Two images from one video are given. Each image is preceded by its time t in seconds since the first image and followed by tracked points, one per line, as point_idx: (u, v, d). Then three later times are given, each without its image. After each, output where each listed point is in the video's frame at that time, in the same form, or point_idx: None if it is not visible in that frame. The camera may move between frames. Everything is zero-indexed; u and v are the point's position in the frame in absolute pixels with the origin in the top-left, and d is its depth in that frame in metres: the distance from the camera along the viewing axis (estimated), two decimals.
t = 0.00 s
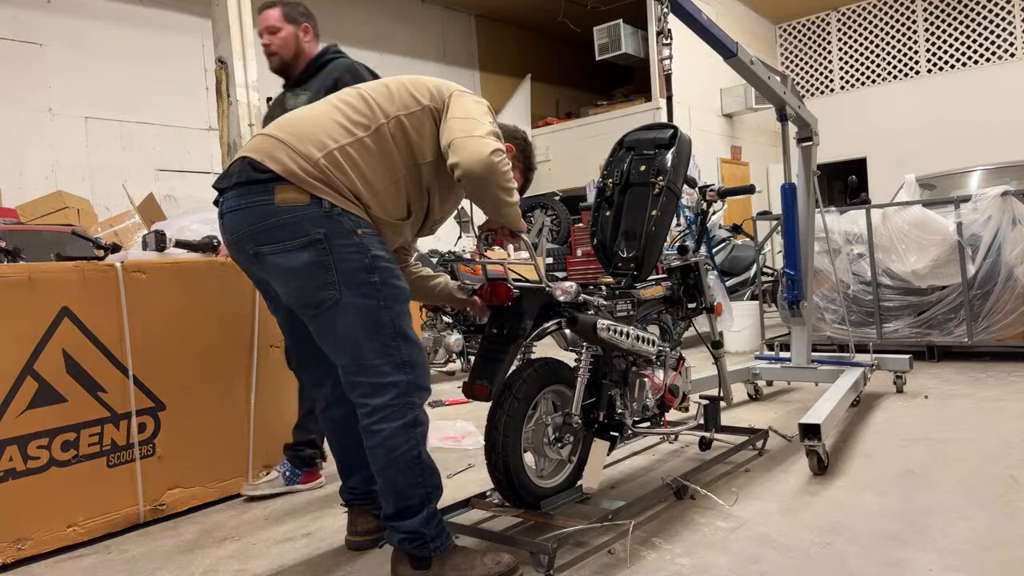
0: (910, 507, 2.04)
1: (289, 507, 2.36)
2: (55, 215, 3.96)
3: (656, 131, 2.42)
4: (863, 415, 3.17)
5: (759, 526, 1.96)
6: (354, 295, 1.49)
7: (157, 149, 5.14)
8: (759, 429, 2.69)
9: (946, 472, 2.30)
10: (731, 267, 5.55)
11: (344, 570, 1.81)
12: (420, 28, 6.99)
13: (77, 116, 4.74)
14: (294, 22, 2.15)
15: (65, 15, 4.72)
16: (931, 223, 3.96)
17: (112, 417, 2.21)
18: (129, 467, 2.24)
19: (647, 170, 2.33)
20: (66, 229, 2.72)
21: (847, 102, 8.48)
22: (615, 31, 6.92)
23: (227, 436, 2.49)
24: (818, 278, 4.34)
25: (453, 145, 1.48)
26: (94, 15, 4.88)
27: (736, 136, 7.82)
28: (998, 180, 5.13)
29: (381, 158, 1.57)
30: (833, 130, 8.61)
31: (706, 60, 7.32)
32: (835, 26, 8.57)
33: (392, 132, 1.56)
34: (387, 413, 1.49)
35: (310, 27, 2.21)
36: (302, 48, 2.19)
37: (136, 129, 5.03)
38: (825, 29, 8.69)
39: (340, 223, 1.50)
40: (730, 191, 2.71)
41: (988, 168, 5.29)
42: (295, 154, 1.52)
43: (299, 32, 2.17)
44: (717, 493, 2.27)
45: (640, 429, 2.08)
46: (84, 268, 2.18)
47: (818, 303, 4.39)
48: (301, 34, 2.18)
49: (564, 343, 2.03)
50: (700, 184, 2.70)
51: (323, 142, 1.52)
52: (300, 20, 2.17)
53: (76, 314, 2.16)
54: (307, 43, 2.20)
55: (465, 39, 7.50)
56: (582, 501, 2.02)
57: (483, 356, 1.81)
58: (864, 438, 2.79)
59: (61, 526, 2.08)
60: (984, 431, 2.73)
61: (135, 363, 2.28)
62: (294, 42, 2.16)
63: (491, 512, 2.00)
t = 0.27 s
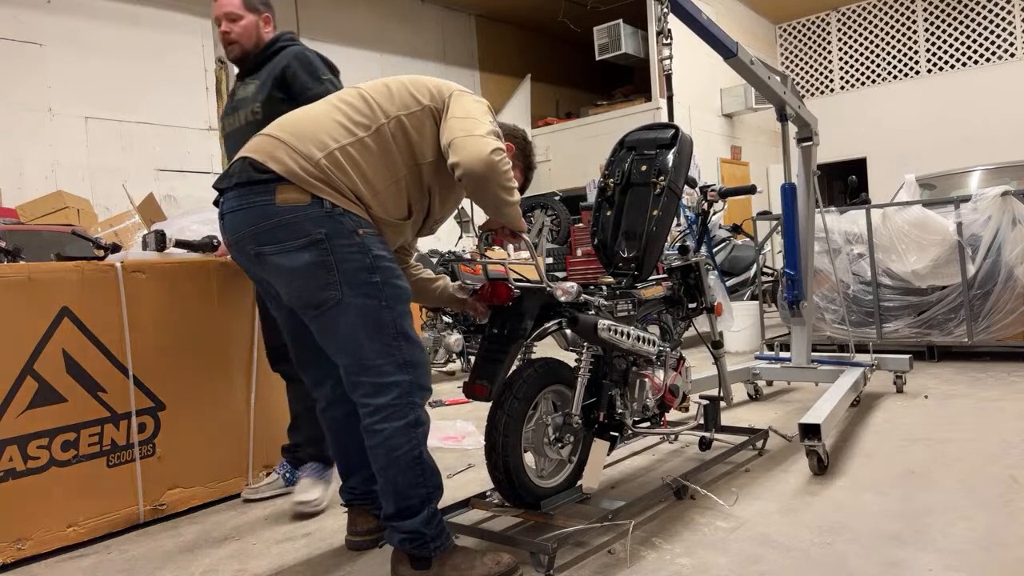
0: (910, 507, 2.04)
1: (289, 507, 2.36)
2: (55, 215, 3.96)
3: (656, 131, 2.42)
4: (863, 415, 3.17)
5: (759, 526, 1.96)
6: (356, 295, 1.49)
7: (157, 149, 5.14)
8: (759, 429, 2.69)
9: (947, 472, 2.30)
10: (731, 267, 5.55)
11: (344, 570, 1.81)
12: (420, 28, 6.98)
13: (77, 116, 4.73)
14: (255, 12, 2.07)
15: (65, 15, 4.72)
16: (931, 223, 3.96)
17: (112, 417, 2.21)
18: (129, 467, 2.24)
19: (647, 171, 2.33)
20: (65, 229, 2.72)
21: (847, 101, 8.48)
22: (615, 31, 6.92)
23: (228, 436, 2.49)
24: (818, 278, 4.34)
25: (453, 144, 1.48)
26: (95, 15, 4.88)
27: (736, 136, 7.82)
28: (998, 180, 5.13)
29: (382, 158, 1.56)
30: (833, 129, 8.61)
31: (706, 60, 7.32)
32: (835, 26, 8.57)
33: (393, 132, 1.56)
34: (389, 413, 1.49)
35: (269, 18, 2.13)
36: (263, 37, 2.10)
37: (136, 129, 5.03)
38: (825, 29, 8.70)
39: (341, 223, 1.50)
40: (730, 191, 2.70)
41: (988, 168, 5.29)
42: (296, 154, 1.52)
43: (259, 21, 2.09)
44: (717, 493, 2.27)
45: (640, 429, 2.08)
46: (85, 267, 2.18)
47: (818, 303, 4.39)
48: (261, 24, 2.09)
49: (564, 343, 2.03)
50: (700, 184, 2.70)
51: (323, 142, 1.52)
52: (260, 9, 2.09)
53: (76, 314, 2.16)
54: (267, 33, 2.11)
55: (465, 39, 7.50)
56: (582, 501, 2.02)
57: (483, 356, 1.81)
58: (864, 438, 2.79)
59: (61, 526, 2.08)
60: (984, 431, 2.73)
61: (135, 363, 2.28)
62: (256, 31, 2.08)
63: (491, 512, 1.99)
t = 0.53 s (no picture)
0: (910, 507, 2.04)
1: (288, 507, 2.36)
2: (55, 215, 3.96)
3: (656, 131, 2.42)
4: (863, 415, 3.17)
5: (759, 526, 1.96)
6: (356, 295, 1.49)
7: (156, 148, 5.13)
8: (759, 429, 2.69)
9: (947, 472, 2.30)
10: (731, 267, 5.55)
11: (344, 570, 1.81)
12: (420, 28, 6.98)
13: (77, 116, 4.73)
14: None
15: (65, 15, 4.71)
16: (931, 223, 3.97)
17: (112, 417, 2.21)
18: (129, 467, 2.24)
19: (647, 171, 2.33)
20: (65, 229, 2.72)
21: (847, 101, 8.48)
22: (615, 31, 6.92)
23: (227, 436, 2.48)
24: (818, 278, 4.34)
25: (454, 144, 1.48)
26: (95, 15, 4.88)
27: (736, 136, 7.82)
28: (998, 180, 5.13)
29: (382, 159, 1.56)
30: (833, 129, 8.61)
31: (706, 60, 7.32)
32: (835, 26, 8.57)
33: (393, 132, 1.56)
34: (389, 412, 1.49)
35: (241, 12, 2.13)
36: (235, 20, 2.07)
37: (136, 129, 5.03)
38: (825, 29, 8.70)
39: (341, 223, 1.50)
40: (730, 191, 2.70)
41: (988, 168, 5.29)
42: (297, 154, 1.52)
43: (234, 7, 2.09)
44: (717, 493, 2.27)
45: (640, 429, 2.08)
46: (84, 268, 2.18)
47: (818, 303, 4.39)
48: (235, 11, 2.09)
49: (564, 343, 2.03)
50: (700, 184, 2.70)
51: (324, 142, 1.52)
52: None
53: (76, 314, 2.16)
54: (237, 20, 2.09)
55: (465, 39, 7.49)
56: (582, 501, 2.02)
57: (483, 356, 1.81)
58: (864, 438, 2.79)
59: (61, 527, 2.08)
60: (984, 431, 2.73)
61: (135, 363, 2.28)
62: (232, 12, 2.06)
63: (491, 512, 1.99)
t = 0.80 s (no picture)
0: (910, 507, 2.04)
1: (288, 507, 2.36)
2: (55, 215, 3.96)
3: (656, 131, 2.41)
4: (863, 415, 3.17)
5: (759, 526, 1.96)
6: (357, 294, 1.49)
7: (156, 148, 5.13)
8: (758, 429, 2.69)
9: (947, 472, 2.30)
10: (731, 268, 5.55)
11: (344, 570, 1.81)
12: (420, 28, 6.98)
13: (76, 116, 4.74)
14: None
15: (65, 16, 4.71)
16: (931, 223, 3.97)
17: (112, 417, 2.21)
18: (129, 467, 2.24)
19: (647, 171, 2.33)
20: (65, 229, 2.72)
21: (847, 101, 8.48)
22: (615, 31, 6.92)
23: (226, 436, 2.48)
24: (818, 278, 4.34)
25: (455, 144, 1.48)
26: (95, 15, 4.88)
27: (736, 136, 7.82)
28: (998, 181, 5.13)
29: (383, 158, 1.57)
30: (832, 129, 8.61)
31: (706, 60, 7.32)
32: (835, 26, 8.57)
33: (394, 132, 1.56)
34: (390, 412, 1.49)
35: None
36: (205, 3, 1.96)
37: (136, 129, 5.03)
38: (825, 29, 8.69)
39: (342, 223, 1.50)
40: (730, 192, 2.70)
41: (988, 168, 5.29)
42: (298, 154, 1.52)
43: None
44: (717, 493, 2.27)
45: (640, 429, 2.08)
46: (84, 268, 2.19)
47: (818, 303, 4.39)
48: None
49: (564, 343, 2.03)
50: (700, 184, 2.70)
51: (325, 142, 1.52)
52: None
53: (76, 314, 2.16)
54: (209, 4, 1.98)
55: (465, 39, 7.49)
56: (582, 501, 2.02)
57: (483, 356, 1.81)
58: (864, 438, 2.79)
59: (61, 526, 2.08)
60: (984, 431, 2.73)
61: (134, 363, 2.28)
62: None
63: (491, 511, 1.99)
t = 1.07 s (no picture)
0: (910, 507, 2.04)
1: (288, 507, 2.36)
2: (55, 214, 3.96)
3: (657, 131, 2.41)
4: (863, 415, 3.17)
5: (759, 526, 1.96)
6: (358, 294, 1.49)
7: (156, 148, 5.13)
8: (758, 429, 2.69)
9: (947, 473, 2.30)
10: (731, 268, 5.56)
11: (344, 570, 1.81)
12: (420, 28, 6.98)
13: (76, 116, 4.74)
14: None
15: (64, 16, 4.71)
16: (931, 223, 3.97)
17: (112, 417, 2.21)
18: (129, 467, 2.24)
19: (647, 171, 2.33)
20: (65, 229, 2.72)
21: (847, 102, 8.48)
22: (615, 31, 6.92)
23: (226, 436, 2.48)
24: (818, 278, 4.34)
25: (455, 144, 1.47)
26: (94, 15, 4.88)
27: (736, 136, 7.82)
28: (998, 181, 5.13)
29: (384, 158, 1.57)
30: (832, 129, 8.61)
31: (707, 60, 7.32)
32: (835, 26, 8.57)
33: (395, 132, 1.56)
34: (392, 412, 1.49)
35: None
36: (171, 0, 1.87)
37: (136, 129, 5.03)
38: (825, 29, 8.69)
39: (344, 223, 1.50)
40: (730, 192, 2.70)
41: (988, 168, 5.29)
42: (300, 154, 1.52)
43: None
44: (717, 493, 2.27)
45: (640, 429, 2.08)
46: (84, 268, 2.19)
47: (817, 303, 4.39)
48: None
49: (564, 344, 2.03)
50: (701, 184, 2.70)
51: (326, 142, 1.52)
52: None
53: (76, 314, 2.16)
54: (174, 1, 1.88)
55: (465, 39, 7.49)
56: (582, 501, 2.02)
57: (483, 356, 1.81)
58: (864, 438, 2.79)
59: (62, 526, 2.08)
60: (984, 431, 2.73)
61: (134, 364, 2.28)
62: None
63: (491, 511, 1.99)
